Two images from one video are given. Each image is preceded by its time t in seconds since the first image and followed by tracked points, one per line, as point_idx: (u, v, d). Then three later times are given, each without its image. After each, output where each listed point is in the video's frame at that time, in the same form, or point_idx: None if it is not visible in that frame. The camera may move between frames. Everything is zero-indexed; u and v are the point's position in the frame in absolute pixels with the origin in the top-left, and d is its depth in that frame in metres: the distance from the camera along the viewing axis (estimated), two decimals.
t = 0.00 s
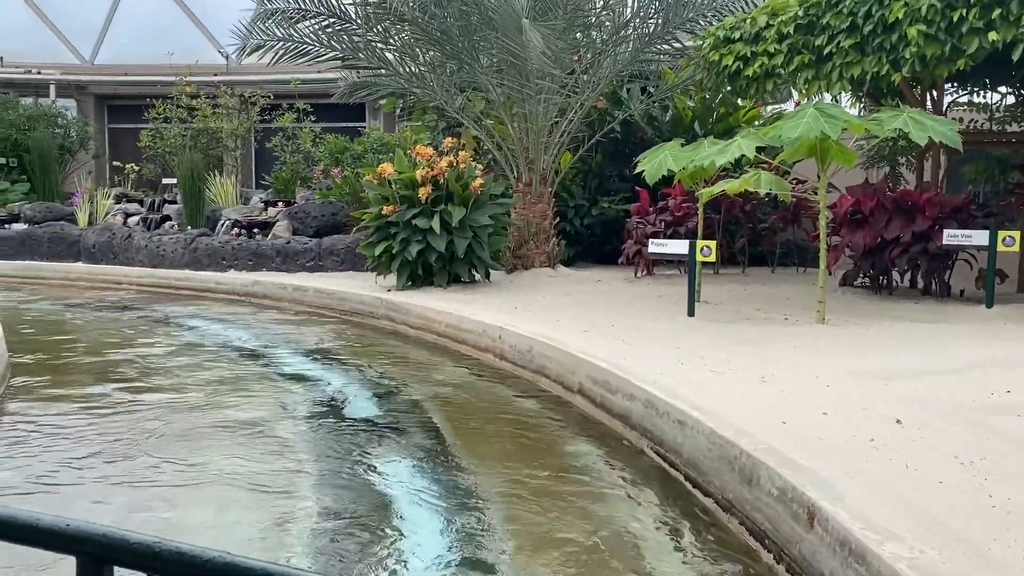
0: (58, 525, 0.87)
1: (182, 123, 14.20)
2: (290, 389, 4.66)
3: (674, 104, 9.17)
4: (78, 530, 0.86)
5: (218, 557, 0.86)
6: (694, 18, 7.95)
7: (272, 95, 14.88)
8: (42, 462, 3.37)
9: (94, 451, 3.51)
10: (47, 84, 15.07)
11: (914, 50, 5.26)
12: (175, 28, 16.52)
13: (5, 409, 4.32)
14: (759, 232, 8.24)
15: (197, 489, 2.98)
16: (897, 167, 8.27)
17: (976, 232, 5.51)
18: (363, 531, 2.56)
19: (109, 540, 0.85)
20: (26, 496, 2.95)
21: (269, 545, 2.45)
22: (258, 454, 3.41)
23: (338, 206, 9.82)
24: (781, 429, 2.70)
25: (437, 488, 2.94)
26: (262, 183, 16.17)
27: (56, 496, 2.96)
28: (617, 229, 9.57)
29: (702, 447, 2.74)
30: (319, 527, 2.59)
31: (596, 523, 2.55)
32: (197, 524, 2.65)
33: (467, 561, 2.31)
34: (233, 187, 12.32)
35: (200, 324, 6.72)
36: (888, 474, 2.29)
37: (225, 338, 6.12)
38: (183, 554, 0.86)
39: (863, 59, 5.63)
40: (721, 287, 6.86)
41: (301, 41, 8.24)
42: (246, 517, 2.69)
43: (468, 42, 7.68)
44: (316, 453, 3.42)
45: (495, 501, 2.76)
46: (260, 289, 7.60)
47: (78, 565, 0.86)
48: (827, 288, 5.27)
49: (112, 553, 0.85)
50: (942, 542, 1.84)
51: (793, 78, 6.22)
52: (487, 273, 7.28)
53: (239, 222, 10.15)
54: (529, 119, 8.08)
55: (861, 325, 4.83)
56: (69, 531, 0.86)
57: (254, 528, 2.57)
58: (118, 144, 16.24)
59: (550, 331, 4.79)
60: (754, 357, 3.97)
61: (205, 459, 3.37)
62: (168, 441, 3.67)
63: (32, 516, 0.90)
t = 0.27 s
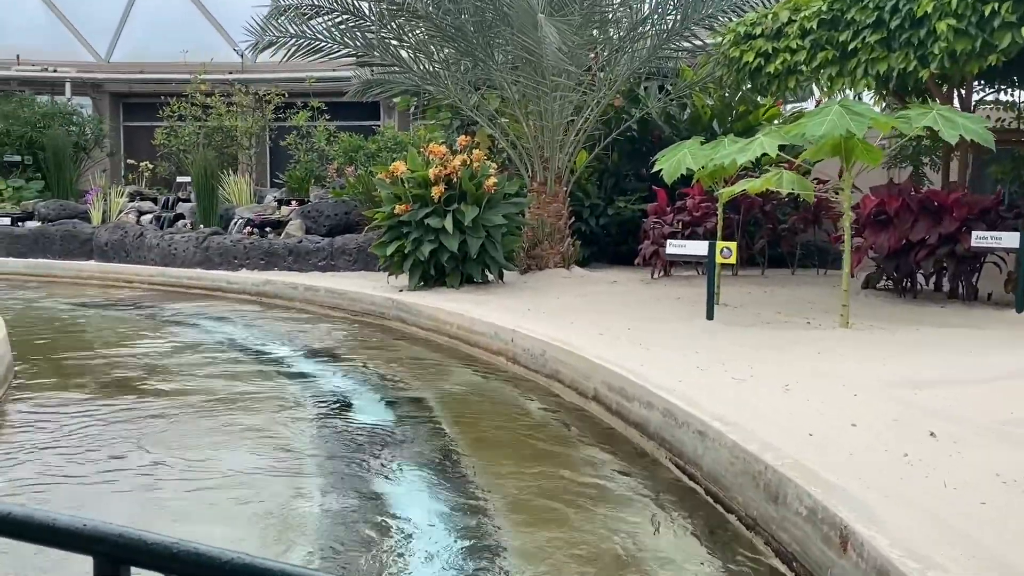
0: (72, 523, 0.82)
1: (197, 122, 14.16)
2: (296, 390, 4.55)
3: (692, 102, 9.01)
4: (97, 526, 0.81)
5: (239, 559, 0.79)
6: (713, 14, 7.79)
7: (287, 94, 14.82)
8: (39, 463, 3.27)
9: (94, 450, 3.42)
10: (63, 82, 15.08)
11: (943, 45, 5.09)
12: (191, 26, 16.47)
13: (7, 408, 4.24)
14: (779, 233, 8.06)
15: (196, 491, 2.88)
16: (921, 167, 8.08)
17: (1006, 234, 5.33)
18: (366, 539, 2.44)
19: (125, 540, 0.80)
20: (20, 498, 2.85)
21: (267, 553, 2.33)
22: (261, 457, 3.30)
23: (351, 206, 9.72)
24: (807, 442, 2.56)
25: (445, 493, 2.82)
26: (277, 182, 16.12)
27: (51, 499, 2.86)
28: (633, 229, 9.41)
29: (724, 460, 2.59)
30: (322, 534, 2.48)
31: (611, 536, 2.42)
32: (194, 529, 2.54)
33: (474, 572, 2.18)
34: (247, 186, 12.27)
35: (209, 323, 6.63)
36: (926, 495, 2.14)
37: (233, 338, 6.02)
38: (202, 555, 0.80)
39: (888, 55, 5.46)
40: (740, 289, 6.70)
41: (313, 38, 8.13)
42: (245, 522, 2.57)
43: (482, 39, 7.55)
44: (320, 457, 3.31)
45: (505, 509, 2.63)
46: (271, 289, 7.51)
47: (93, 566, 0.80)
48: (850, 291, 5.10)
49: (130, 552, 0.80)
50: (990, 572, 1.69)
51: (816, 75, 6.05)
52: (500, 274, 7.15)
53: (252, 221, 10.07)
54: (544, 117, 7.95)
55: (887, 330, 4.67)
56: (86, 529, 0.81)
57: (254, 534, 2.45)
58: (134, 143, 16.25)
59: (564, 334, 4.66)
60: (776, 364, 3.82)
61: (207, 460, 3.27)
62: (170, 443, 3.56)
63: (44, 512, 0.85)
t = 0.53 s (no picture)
0: (73, 521, 0.79)
1: (210, 119, 14.11)
2: (301, 391, 4.44)
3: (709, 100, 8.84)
4: (97, 525, 0.78)
5: (242, 556, 0.77)
6: (732, 10, 7.63)
7: (300, 91, 14.75)
8: (33, 468, 3.17)
9: (90, 457, 3.32)
10: (78, 79, 15.08)
11: (973, 40, 4.90)
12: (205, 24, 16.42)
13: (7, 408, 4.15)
14: (797, 234, 7.88)
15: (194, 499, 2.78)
16: (945, 167, 7.88)
17: None
18: (368, 552, 2.33)
19: (130, 537, 0.77)
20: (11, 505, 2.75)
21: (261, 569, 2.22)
22: (260, 463, 3.19)
23: (363, 204, 9.61)
24: (833, 455, 2.42)
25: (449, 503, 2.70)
26: (290, 180, 16.05)
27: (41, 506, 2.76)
28: (648, 229, 9.26)
29: (744, 475, 2.45)
30: (321, 548, 2.36)
31: (624, 554, 2.29)
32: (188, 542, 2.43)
33: None
34: (260, 184, 12.20)
35: (217, 322, 6.54)
36: (962, 516, 1.99)
37: (240, 337, 5.92)
38: (204, 551, 0.77)
39: (914, 50, 5.29)
40: (758, 292, 6.54)
41: (325, 34, 7.99)
42: (241, 535, 2.46)
43: (496, 35, 7.42)
44: (323, 464, 3.19)
45: (512, 524, 2.50)
46: (280, 288, 7.41)
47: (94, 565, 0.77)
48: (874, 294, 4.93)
49: (132, 551, 0.77)
50: None
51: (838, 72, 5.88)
52: (513, 274, 7.03)
53: (263, 219, 9.99)
54: (559, 115, 7.81)
55: (912, 335, 4.50)
56: (85, 526, 0.78)
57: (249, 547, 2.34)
58: (148, 141, 16.24)
59: (577, 336, 4.52)
60: (798, 370, 3.67)
61: (204, 468, 3.16)
62: (168, 447, 3.46)
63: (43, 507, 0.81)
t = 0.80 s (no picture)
0: (70, 519, 0.84)
1: (224, 117, 14.06)
2: (305, 394, 4.33)
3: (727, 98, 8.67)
4: (92, 523, 0.83)
5: (237, 553, 0.83)
6: (752, 6, 7.47)
7: (314, 89, 14.66)
8: (24, 472, 3.06)
9: (85, 458, 3.22)
10: (93, 77, 15.07)
11: (1003, 35, 4.79)
12: (220, 22, 16.37)
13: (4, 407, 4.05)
14: (817, 236, 7.70)
15: (188, 504, 2.68)
16: (969, 167, 7.67)
17: None
18: (367, 561, 2.23)
19: (125, 533, 0.82)
20: None
21: None
22: (259, 468, 3.08)
23: (375, 202, 9.51)
24: (858, 471, 2.28)
25: (453, 513, 2.59)
26: (303, 179, 15.98)
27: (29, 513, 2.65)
28: (664, 229, 9.09)
29: (763, 491, 2.31)
30: (316, 561, 2.24)
31: (635, 573, 2.17)
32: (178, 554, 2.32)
33: None
34: (273, 182, 12.12)
35: (225, 321, 6.45)
36: (1000, 541, 1.85)
37: (247, 337, 5.83)
38: (199, 548, 0.83)
39: (941, 46, 5.12)
40: (776, 294, 6.38)
41: (336, 30, 7.87)
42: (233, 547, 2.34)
43: (509, 31, 7.29)
44: (324, 470, 3.08)
45: (517, 541, 2.37)
46: (289, 287, 7.32)
47: (90, 559, 0.82)
48: (897, 298, 4.76)
49: (125, 546, 0.82)
50: None
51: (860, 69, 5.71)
52: (525, 274, 6.89)
53: (274, 218, 9.90)
54: (573, 113, 7.67)
55: (938, 341, 4.33)
56: (82, 523, 0.83)
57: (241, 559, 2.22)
58: (162, 140, 16.23)
59: (588, 339, 4.39)
60: (819, 378, 3.51)
61: (200, 472, 3.06)
62: (165, 451, 3.34)
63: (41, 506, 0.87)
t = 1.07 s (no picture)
0: (68, 512, 0.75)
1: (239, 115, 14.01)
2: (310, 397, 4.22)
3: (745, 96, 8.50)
4: (94, 515, 0.74)
5: (246, 553, 0.73)
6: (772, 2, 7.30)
7: (329, 88, 14.61)
8: (16, 473, 2.96)
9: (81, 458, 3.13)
10: (109, 75, 15.10)
11: None
12: (236, 20, 16.33)
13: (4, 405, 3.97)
14: (837, 237, 7.53)
15: (181, 511, 2.57)
16: (995, 168, 7.48)
17: None
18: None
19: (126, 529, 0.73)
20: None
21: None
22: (258, 472, 2.97)
23: (387, 201, 9.41)
24: (886, 489, 2.14)
25: (459, 526, 2.47)
26: (318, 177, 15.92)
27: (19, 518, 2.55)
28: (680, 229, 8.94)
29: (785, 509, 2.18)
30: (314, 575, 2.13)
31: None
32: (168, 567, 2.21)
33: None
34: (286, 180, 12.03)
35: (233, 320, 6.36)
36: None
37: (254, 336, 5.73)
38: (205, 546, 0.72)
39: (969, 42, 4.95)
40: (796, 297, 6.22)
41: (348, 26, 7.76)
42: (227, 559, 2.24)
43: (524, 27, 7.16)
44: (326, 476, 2.97)
45: (524, 559, 2.25)
46: (300, 286, 7.22)
47: (90, 557, 0.73)
48: (922, 303, 4.60)
49: (128, 540, 0.73)
50: None
51: (885, 65, 5.54)
52: (538, 275, 6.76)
53: (287, 216, 9.82)
54: (588, 111, 7.54)
55: (965, 348, 4.17)
56: (79, 517, 0.74)
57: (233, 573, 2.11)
58: (177, 138, 16.21)
59: (601, 343, 4.26)
60: (842, 386, 3.37)
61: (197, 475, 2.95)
62: (164, 453, 3.24)
63: (29, 500, 0.77)
